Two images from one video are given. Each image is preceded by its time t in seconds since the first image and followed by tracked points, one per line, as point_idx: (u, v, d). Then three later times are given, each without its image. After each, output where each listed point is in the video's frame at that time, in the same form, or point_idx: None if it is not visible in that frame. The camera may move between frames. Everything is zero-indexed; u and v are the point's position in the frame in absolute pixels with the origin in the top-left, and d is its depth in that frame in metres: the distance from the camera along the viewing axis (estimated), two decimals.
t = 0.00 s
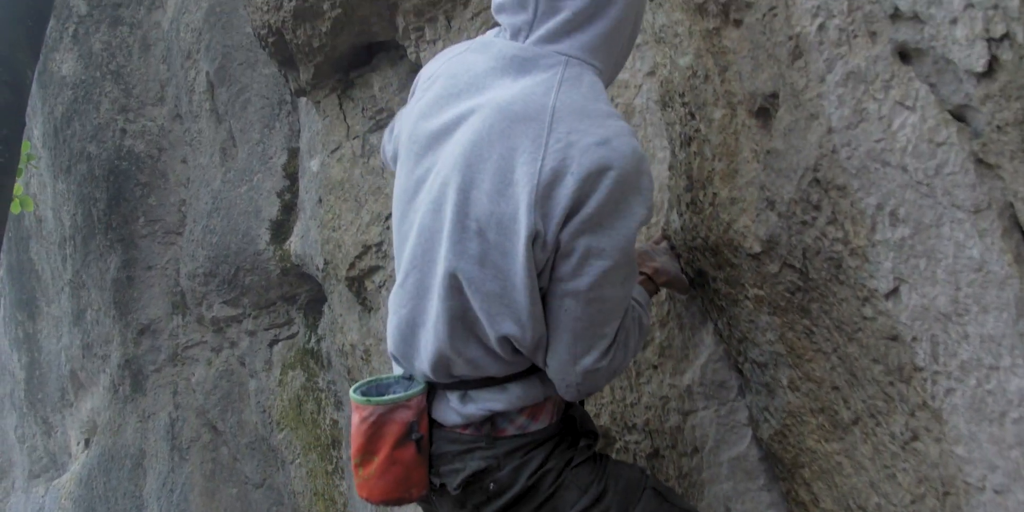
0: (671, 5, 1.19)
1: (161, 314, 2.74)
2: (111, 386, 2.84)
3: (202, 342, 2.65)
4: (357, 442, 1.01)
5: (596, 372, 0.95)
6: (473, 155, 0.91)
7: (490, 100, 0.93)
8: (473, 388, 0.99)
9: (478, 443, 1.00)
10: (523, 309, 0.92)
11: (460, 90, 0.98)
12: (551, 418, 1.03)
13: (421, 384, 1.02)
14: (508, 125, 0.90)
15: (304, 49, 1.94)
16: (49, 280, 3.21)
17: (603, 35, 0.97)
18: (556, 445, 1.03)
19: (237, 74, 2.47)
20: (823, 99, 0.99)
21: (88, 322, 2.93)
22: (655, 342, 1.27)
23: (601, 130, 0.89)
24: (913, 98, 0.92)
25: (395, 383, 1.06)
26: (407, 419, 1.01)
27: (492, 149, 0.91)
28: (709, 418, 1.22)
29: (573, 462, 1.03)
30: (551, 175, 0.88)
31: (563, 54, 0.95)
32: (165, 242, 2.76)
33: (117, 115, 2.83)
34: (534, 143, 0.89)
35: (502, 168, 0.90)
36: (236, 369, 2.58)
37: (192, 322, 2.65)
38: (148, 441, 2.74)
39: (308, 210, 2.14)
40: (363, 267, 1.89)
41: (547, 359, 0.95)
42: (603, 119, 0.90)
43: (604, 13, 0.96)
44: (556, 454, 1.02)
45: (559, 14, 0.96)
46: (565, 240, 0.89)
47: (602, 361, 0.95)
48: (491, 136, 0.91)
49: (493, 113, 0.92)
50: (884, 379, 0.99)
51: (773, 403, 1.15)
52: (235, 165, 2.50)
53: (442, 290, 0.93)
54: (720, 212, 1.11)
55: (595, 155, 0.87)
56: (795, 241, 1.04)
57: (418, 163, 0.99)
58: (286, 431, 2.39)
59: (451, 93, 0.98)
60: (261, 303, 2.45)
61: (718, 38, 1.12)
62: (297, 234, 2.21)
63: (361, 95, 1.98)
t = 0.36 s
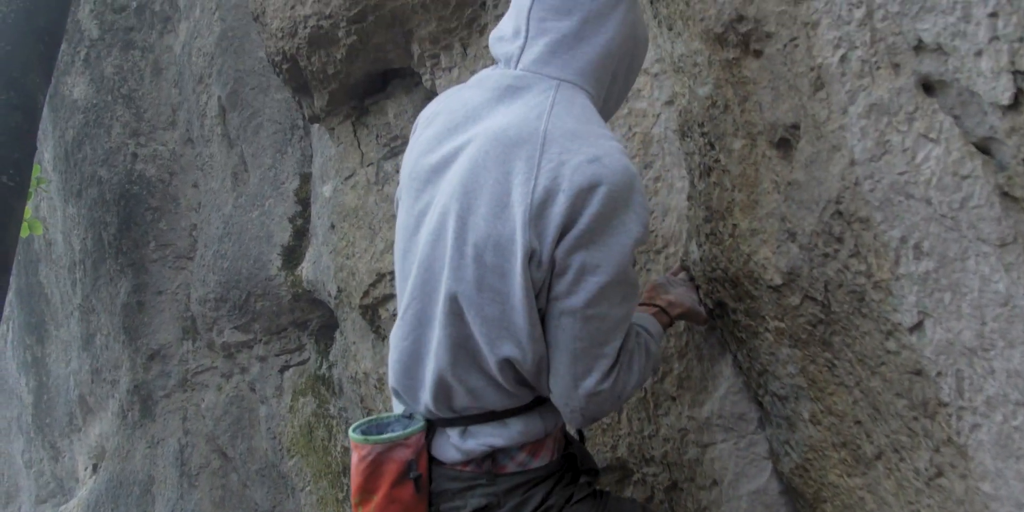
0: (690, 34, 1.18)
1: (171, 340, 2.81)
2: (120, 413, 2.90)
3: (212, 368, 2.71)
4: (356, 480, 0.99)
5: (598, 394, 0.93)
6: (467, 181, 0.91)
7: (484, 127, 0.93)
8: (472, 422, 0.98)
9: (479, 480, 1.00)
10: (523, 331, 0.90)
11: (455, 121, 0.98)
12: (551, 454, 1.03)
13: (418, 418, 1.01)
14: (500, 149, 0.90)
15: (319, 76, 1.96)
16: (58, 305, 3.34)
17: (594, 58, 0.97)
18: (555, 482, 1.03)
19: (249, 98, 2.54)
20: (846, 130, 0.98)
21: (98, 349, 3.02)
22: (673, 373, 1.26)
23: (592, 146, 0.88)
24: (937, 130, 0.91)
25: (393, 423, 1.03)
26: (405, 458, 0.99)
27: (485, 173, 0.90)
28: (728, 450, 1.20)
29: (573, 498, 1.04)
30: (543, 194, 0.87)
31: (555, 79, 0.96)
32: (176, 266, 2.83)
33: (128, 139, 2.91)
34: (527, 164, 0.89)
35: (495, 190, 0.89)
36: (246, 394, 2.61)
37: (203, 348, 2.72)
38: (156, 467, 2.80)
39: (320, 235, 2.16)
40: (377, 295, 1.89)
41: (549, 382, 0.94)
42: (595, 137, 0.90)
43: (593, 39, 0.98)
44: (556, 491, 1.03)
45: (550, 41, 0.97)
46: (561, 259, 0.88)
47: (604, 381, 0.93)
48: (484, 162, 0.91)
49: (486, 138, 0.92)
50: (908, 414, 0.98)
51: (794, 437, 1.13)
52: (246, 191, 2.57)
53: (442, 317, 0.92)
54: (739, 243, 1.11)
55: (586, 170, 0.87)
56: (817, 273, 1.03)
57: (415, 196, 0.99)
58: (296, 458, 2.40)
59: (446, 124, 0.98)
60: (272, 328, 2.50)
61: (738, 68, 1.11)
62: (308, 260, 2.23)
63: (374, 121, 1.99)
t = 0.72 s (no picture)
0: (705, 57, 1.18)
1: (176, 363, 2.94)
2: (126, 435, 3.03)
3: (219, 390, 2.82)
4: None
5: (602, 442, 0.94)
6: (467, 237, 0.90)
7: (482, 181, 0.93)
8: (474, 466, 0.97)
9: None
10: (527, 386, 0.90)
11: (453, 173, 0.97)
12: (549, 496, 1.02)
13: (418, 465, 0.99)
14: (500, 205, 0.90)
15: (329, 97, 2.02)
16: (64, 324, 3.48)
17: (589, 109, 0.97)
18: None
19: (257, 118, 2.72)
20: (864, 156, 0.97)
21: (103, 369, 3.16)
22: (687, 399, 1.25)
23: (591, 199, 0.88)
24: (956, 156, 0.90)
25: (388, 463, 1.00)
26: (406, 500, 0.96)
27: (485, 229, 0.90)
28: (743, 477, 1.19)
29: None
30: (544, 250, 0.86)
31: (551, 131, 0.95)
32: (183, 287, 3.00)
33: (136, 159, 3.11)
34: (527, 220, 0.88)
35: (496, 247, 0.89)
36: (252, 417, 2.72)
37: (210, 370, 2.84)
38: (162, 488, 2.92)
39: (329, 260, 2.24)
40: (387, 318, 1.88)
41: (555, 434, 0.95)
42: (592, 190, 0.89)
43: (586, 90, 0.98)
44: None
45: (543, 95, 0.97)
46: (565, 313, 0.87)
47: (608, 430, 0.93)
48: (483, 218, 0.90)
49: (485, 193, 0.91)
50: (927, 443, 0.96)
51: (811, 464, 1.12)
52: (253, 213, 2.72)
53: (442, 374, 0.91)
54: (755, 268, 1.10)
55: (586, 225, 0.86)
56: (834, 299, 1.02)
57: (413, 249, 0.98)
58: (304, 481, 2.45)
59: (443, 177, 0.98)
60: (279, 350, 2.61)
61: (754, 92, 1.10)
62: (317, 283, 2.31)
63: (384, 143, 2.05)
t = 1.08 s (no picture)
0: (715, 73, 1.18)
1: (181, 379, 2.95)
2: (130, 451, 3.01)
3: (224, 406, 2.84)
4: None
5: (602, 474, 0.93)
6: (459, 283, 0.90)
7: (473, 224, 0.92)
8: (477, 499, 0.96)
9: None
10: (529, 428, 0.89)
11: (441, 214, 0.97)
12: None
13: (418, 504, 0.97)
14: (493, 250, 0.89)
15: (335, 112, 2.04)
16: (66, 340, 3.50)
17: (567, 136, 0.96)
18: None
19: (262, 132, 2.74)
20: (877, 174, 0.96)
21: (107, 386, 3.15)
22: (697, 417, 1.24)
23: (582, 239, 0.88)
24: (969, 174, 0.88)
25: (386, 495, 0.99)
26: None
27: (477, 276, 0.89)
28: (754, 497, 1.18)
29: None
30: (539, 293, 0.86)
31: (532, 166, 0.94)
32: (187, 302, 3.02)
33: (140, 174, 3.15)
34: (519, 265, 0.88)
35: (490, 293, 0.88)
36: (258, 434, 2.74)
37: (215, 386, 2.85)
38: (167, 505, 2.91)
39: (334, 274, 2.24)
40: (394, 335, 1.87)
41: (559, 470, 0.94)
42: (582, 226, 0.89)
43: (560, 117, 0.96)
44: None
45: (515, 131, 0.95)
46: (562, 354, 0.87)
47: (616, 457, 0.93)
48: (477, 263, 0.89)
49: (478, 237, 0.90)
50: (942, 462, 0.94)
51: (823, 483, 1.11)
52: (258, 227, 2.74)
53: (440, 421, 0.90)
54: (766, 286, 1.10)
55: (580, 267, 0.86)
56: (846, 318, 1.01)
57: (403, 291, 0.97)
58: (309, 498, 2.43)
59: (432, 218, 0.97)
60: (285, 366, 2.61)
61: (765, 108, 1.10)
62: (322, 298, 2.30)
63: (391, 158, 2.07)
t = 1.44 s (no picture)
0: (720, 81, 1.17)
1: (183, 389, 2.94)
2: (133, 461, 3.00)
3: (226, 416, 2.83)
4: None
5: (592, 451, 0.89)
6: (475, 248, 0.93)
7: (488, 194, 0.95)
8: (491, 464, 0.96)
9: None
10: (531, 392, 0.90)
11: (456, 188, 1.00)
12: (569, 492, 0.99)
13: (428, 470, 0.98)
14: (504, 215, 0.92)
15: (338, 121, 2.04)
16: (68, 350, 3.49)
17: (573, 117, 0.97)
18: None
19: (264, 141, 2.74)
20: (885, 183, 0.95)
21: (108, 396, 3.14)
22: (704, 428, 1.23)
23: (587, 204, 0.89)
24: (977, 184, 0.87)
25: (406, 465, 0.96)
26: (426, 498, 0.93)
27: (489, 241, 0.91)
28: (761, 508, 1.18)
29: None
30: (542, 258, 0.88)
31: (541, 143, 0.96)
32: (189, 312, 3.02)
33: (142, 183, 3.14)
34: (529, 229, 0.90)
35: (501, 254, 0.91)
36: (261, 444, 2.74)
37: (218, 397, 2.84)
38: None
39: (337, 284, 2.23)
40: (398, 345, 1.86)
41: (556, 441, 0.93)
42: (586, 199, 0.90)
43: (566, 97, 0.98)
44: None
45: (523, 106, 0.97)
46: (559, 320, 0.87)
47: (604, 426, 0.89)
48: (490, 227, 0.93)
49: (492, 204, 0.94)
50: (950, 474, 0.92)
51: (832, 495, 1.10)
52: (260, 236, 2.74)
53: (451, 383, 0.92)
54: (774, 296, 1.09)
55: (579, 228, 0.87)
56: (854, 328, 1.00)
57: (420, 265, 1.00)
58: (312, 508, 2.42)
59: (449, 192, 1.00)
60: (287, 376, 2.60)
61: (770, 117, 1.10)
62: (326, 308, 2.29)
63: (394, 167, 2.07)
